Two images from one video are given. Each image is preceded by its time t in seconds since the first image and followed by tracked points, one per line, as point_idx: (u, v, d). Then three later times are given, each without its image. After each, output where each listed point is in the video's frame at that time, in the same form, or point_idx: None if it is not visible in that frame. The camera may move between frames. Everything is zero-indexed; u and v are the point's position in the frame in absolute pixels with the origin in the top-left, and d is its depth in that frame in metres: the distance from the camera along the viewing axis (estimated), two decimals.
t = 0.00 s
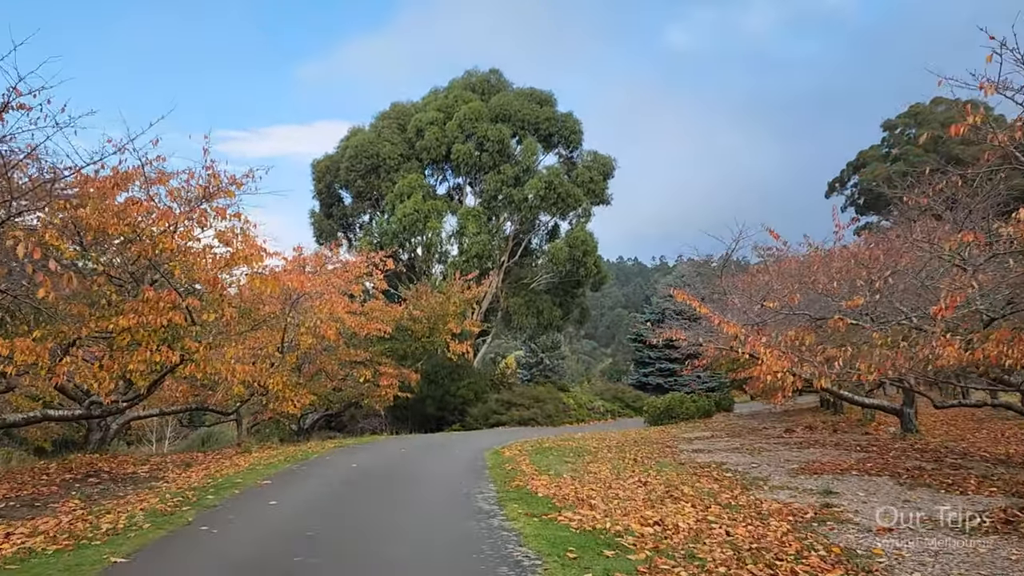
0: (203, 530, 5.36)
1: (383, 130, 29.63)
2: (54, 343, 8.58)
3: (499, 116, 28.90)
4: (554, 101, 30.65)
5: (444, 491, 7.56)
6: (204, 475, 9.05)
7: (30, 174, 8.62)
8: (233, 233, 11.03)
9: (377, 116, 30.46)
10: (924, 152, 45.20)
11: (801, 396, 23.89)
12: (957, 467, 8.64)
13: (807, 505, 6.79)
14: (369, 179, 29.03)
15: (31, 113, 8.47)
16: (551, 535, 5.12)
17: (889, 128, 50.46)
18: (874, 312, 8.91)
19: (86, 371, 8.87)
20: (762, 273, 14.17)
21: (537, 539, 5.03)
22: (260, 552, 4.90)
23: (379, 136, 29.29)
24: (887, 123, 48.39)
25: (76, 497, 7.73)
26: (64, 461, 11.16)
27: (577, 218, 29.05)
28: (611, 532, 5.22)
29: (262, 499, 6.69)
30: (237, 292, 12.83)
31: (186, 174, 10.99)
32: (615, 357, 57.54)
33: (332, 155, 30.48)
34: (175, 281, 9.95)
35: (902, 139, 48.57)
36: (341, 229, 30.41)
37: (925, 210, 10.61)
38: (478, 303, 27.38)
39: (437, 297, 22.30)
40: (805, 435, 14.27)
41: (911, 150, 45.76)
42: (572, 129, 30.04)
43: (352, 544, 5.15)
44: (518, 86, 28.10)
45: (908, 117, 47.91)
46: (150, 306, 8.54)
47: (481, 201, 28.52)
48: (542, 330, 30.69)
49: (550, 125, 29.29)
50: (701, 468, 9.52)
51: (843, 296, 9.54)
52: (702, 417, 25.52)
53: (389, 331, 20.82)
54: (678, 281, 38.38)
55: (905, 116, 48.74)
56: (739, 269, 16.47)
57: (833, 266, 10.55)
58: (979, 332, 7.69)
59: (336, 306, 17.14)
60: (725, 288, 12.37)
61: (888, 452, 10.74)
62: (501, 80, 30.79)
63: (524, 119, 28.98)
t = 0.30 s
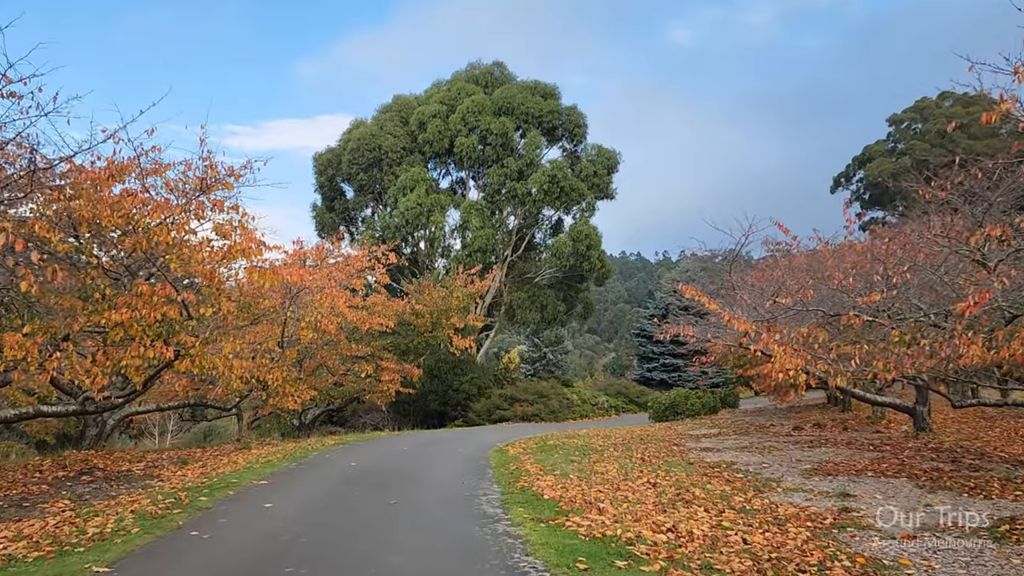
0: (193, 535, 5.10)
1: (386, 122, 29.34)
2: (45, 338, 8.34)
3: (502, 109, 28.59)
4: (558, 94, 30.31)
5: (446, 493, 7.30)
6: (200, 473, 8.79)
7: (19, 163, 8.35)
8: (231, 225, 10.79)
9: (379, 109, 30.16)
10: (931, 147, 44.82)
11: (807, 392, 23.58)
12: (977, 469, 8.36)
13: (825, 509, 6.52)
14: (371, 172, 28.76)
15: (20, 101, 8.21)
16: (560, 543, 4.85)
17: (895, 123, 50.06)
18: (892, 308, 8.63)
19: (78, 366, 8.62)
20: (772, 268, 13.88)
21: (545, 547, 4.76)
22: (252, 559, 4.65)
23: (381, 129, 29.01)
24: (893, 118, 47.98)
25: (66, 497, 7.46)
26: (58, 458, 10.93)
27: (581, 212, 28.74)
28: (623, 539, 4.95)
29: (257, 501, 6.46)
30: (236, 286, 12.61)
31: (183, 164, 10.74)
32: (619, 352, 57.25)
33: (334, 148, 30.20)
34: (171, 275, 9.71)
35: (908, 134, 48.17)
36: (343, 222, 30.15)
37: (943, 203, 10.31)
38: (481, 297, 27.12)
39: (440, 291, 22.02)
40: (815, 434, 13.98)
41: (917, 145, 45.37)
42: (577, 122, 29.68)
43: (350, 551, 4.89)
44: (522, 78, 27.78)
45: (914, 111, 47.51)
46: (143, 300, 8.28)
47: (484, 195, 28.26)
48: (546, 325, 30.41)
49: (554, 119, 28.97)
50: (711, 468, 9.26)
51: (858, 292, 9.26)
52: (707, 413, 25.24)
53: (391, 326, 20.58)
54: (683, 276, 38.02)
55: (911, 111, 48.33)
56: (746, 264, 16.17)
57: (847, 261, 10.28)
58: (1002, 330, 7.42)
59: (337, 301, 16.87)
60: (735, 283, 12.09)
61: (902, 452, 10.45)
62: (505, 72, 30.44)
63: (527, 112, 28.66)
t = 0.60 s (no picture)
0: (179, 539, 4.82)
1: (386, 117, 29.04)
2: (33, 332, 8.06)
3: (504, 103, 28.29)
4: (560, 89, 30.00)
5: (447, 494, 7.02)
6: (193, 472, 8.52)
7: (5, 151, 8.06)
8: (227, 217, 10.52)
9: (380, 103, 29.86)
10: (934, 144, 44.54)
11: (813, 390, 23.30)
12: (996, 468, 8.09)
13: (843, 510, 6.24)
14: (372, 167, 28.47)
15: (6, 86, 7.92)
16: (569, 548, 4.57)
17: (897, 120, 49.77)
18: (909, 303, 8.35)
19: (66, 361, 8.33)
20: (781, 262, 13.59)
21: (553, 552, 4.47)
22: (240, 566, 4.37)
23: (382, 124, 28.72)
24: (896, 115, 47.66)
25: (52, 496, 7.18)
26: (49, 456, 10.65)
27: (583, 208, 28.44)
28: (635, 543, 4.67)
29: (250, 502, 6.19)
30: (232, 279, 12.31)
31: (177, 154, 10.45)
32: (620, 350, 56.96)
33: (334, 144, 29.91)
34: (163, 267, 9.46)
35: (911, 131, 47.88)
36: (343, 218, 29.86)
37: (959, 195, 10.03)
38: (482, 294, 26.83)
39: (441, 287, 21.72)
40: (823, 432, 13.70)
41: (920, 141, 45.09)
42: (580, 117, 29.35)
43: (345, 556, 4.62)
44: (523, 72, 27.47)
45: (917, 108, 47.27)
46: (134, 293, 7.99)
47: (485, 190, 27.98)
48: (547, 322, 30.12)
49: (556, 113, 28.67)
50: (720, 467, 8.98)
51: (873, 286, 8.98)
52: (710, 411, 24.96)
53: (391, 322, 20.30)
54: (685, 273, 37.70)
55: (914, 108, 48.04)
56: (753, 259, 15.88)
57: (860, 253, 9.99)
58: None
59: (336, 296, 16.58)
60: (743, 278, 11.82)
61: (916, 451, 10.17)
62: (506, 67, 30.12)
63: (529, 107, 28.35)
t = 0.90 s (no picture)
0: (161, 553, 4.54)
1: (385, 116, 28.78)
2: (17, 333, 7.80)
3: (504, 102, 28.03)
4: (561, 88, 29.74)
5: (445, 503, 6.76)
6: (183, 478, 8.25)
7: None
8: (220, 216, 10.27)
9: (379, 102, 29.60)
10: (935, 145, 44.34)
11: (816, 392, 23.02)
12: (1014, 475, 7.83)
13: (860, 520, 5.98)
14: (371, 167, 28.19)
15: None
16: (574, 564, 4.30)
17: (898, 120, 49.55)
18: (923, 304, 8.09)
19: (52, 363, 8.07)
20: (787, 263, 13.33)
21: (558, 569, 4.21)
22: None
23: (381, 123, 28.47)
24: (897, 115, 47.46)
25: (35, 504, 6.91)
26: (38, 460, 10.39)
27: (584, 209, 28.17)
28: (644, 560, 4.40)
29: (238, 512, 5.92)
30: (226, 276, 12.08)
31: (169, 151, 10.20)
32: (620, 351, 56.68)
33: (333, 143, 29.65)
34: (153, 265, 9.23)
35: (911, 132, 47.69)
36: (342, 218, 29.57)
37: (972, 194, 9.77)
38: (482, 295, 26.57)
39: (441, 287, 21.44)
40: (830, 435, 13.43)
41: (921, 142, 44.90)
42: (581, 117, 29.08)
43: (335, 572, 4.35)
44: (524, 71, 27.22)
45: (918, 109, 47.06)
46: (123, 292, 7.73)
47: (485, 190, 27.73)
48: (548, 323, 29.85)
49: (557, 113, 28.42)
50: (727, 473, 8.71)
51: (885, 287, 8.73)
52: (712, 413, 24.68)
53: (390, 323, 20.04)
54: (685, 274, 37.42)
55: (915, 109, 47.83)
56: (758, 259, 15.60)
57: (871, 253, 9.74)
58: None
59: (334, 296, 16.32)
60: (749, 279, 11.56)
61: (928, 456, 9.89)
62: (506, 66, 29.86)
63: (529, 106, 28.09)
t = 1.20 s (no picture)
0: None
1: (382, 127, 28.59)
2: None
3: (501, 113, 27.84)
4: (559, 99, 29.57)
5: (440, 521, 6.45)
6: (168, 496, 7.91)
7: None
8: (209, 225, 10.01)
9: (376, 113, 29.42)
10: (933, 158, 44.28)
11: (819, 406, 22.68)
12: None
13: (876, 541, 5.67)
14: (368, 178, 27.95)
15: None
16: None
17: (896, 133, 49.49)
18: (936, 314, 7.83)
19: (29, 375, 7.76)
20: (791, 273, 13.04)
21: None
22: None
23: (378, 134, 28.28)
24: (895, 128, 47.40)
25: (8, 524, 6.56)
26: (19, 477, 10.04)
27: (582, 221, 27.91)
28: None
29: (220, 533, 5.58)
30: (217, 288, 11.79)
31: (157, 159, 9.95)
32: (619, 365, 56.32)
33: (330, 154, 29.43)
34: (139, 275, 8.95)
35: (908, 145, 47.63)
36: (339, 230, 29.29)
37: (983, 202, 9.51)
38: (480, 307, 26.28)
39: (437, 299, 21.14)
40: (836, 450, 13.10)
41: (918, 155, 44.84)
42: (579, 128, 28.90)
43: None
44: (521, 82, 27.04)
45: (916, 122, 47.04)
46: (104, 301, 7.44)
47: (483, 202, 27.49)
48: (546, 336, 29.53)
49: (555, 124, 28.24)
50: (734, 490, 8.38)
51: (896, 296, 8.45)
52: (713, 428, 24.33)
53: (386, 335, 19.72)
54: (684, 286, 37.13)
55: (913, 122, 47.78)
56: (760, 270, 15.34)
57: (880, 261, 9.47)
58: None
59: (328, 308, 16.00)
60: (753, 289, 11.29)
61: (941, 472, 9.57)
62: (504, 77, 29.70)
63: (527, 117, 27.90)
